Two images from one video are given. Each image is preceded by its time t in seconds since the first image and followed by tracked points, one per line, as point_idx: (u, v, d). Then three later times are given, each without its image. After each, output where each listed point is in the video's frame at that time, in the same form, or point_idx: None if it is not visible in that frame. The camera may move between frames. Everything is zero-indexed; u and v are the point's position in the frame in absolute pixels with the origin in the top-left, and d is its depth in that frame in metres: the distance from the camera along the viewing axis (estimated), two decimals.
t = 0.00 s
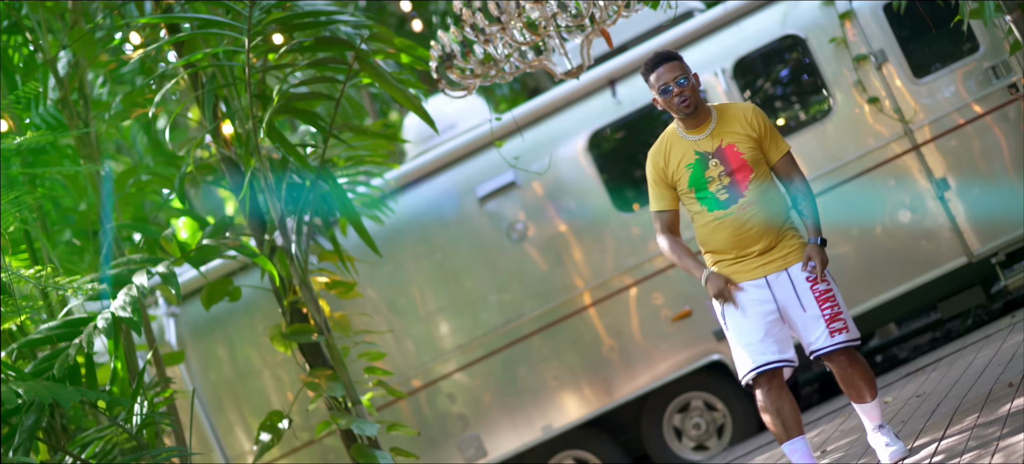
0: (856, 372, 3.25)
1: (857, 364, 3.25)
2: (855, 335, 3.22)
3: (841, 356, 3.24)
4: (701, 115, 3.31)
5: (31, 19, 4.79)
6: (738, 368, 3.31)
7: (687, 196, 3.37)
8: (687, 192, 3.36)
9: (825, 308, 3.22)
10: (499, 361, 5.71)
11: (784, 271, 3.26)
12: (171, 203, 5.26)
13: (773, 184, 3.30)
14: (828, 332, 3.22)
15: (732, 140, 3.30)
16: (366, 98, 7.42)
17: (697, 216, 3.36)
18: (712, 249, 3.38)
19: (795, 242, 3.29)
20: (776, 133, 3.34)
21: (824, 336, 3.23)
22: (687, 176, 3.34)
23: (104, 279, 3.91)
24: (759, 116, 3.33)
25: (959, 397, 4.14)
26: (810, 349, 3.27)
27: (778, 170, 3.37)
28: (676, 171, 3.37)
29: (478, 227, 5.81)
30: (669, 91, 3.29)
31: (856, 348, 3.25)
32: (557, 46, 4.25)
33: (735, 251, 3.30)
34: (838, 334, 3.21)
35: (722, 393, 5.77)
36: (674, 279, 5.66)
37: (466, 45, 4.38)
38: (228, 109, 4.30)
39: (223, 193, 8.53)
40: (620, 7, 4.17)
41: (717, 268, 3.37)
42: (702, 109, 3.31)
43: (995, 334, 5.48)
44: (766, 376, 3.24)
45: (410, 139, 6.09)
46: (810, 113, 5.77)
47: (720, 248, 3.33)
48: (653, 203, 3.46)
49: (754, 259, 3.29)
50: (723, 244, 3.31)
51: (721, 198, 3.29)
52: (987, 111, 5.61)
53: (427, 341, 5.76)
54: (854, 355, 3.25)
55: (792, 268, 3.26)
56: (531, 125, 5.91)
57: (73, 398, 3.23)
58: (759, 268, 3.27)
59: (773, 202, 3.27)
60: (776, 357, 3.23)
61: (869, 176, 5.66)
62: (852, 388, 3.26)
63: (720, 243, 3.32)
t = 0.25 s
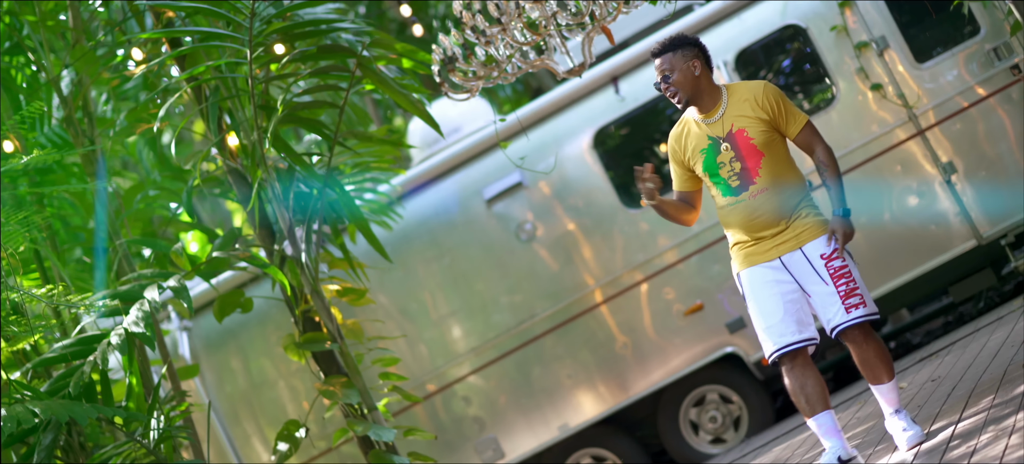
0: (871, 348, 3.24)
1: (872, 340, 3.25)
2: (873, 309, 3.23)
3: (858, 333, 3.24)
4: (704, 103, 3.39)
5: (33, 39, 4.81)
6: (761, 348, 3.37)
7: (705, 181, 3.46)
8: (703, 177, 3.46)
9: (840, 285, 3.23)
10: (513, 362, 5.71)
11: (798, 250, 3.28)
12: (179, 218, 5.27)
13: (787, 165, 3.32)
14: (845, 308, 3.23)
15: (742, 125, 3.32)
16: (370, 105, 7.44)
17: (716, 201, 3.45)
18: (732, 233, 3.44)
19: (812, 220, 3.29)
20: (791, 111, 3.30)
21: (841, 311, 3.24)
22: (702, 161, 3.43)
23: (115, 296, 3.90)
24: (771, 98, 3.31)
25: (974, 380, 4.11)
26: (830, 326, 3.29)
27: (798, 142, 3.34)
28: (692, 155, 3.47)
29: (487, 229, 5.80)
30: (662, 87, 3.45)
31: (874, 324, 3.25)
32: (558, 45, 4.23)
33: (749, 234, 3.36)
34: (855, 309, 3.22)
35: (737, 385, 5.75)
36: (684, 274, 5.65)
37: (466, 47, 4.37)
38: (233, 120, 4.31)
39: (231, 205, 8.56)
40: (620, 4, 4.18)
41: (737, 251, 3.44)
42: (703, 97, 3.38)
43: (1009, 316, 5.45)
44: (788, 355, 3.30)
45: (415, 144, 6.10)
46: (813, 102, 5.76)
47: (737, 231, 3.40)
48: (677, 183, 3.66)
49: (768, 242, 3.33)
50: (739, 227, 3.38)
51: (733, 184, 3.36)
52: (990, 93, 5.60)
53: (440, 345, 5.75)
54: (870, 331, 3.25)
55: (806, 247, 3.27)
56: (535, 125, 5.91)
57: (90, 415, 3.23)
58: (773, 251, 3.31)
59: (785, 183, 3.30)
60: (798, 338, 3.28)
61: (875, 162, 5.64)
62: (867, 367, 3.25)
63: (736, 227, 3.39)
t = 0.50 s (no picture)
0: (881, 329, 3.23)
1: (882, 322, 3.24)
2: (875, 294, 3.22)
3: (864, 317, 3.24)
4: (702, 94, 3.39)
5: (38, 57, 4.83)
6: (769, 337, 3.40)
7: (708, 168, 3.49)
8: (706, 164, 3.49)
9: (841, 272, 3.24)
10: (528, 362, 5.70)
11: (798, 238, 3.29)
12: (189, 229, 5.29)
13: (786, 149, 3.30)
14: (847, 294, 3.24)
15: (741, 113, 3.32)
16: (376, 110, 7.47)
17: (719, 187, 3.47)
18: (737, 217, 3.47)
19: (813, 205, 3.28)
20: (790, 94, 3.26)
21: (843, 298, 3.25)
22: (703, 149, 3.46)
23: (128, 309, 3.87)
24: (769, 84, 3.29)
25: (990, 363, 4.09)
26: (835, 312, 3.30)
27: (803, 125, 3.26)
28: (694, 143, 3.49)
29: (497, 229, 5.80)
30: (670, 72, 3.38)
31: (881, 306, 3.24)
32: (562, 43, 4.23)
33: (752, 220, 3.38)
34: (857, 295, 3.23)
35: (753, 377, 5.72)
36: (696, 267, 5.64)
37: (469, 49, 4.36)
38: (240, 130, 4.31)
39: (240, 215, 8.57)
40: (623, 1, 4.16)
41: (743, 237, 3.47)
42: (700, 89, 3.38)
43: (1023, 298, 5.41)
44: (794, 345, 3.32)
45: (423, 147, 6.10)
46: (819, 92, 5.75)
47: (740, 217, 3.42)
48: (686, 169, 3.66)
49: (771, 229, 3.34)
50: (742, 215, 3.40)
51: (732, 172, 3.37)
52: (996, 76, 5.58)
53: (454, 347, 5.74)
54: (879, 314, 3.24)
55: (806, 234, 3.27)
56: (542, 125, 5.91)
57: (108, 429, 3.23)
58: (774, 238, 3.33)
59: (784, 169, 3.28)
60: (806, 324, 3.30)
61: (883, 149, 5.62)
62: (879, 350, 3.25)
63: (739, 214, 3.41)
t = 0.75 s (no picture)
0: (895, 309, 3.27)
1: (897, 303, 3.29)
2: (885, 279, 3.24)
3: (877, 301, 3.28)
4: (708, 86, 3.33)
5: (47, 76, 4.84)
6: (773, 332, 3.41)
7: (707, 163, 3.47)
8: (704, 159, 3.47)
9: (849, 261, 3.25)
10: (547, 361, 5.69)
11: (803, 232, 3.29)
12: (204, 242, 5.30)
13: (786, 143, 3.30)
14: (857, 282, 3.26)
15: (742, 106, 3.32)
16: (386, 115, 7.50)
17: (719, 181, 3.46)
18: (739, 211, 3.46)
19: (814, 198, 3.29)
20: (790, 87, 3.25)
21: (854, 286, 3.27)
22: (702, 144, 3.45)
23: (148, 324, 3.87)
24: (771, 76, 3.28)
25: (1010, 343, 4.06)
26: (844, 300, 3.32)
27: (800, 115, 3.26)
28: (693, 137, 3.47)
29: (511, 230, 5.79)
30: (687, 57, 3.29)
31: (893, 288, 3.28)
32: (570, 40, 4.18)
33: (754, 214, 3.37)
34: (867, 282, 3.25)
35: (774, 368, 5.69)
36: (712, 260, 5.62)
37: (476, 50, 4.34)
38: (251, 141, 4.31)
39: (254, 226, 8.59)
40: None
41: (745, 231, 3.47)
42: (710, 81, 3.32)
43: None
44: (799, 339, 3.33)
45: (434, 151, 6.10)
46: (828, 79, 5.74)
47: (742, 212, 3.42)
48: (685, 164, 3.53)
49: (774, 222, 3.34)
50: (745, 209, 3.39)
51: (733, 165, 3.37)
52: (1004, 56, 5.58)
53: (473, 349, 5.73)
54: (893, 295, 3.28)
55: (811, 227, 3.28)
56: (552, 123, 5.89)
57: (132, 444, 3.23)
58: (778, 233, 3.33)
59: (785, 163, 3.29)
60: (810, 320, 3.30)
61: (894, 134, 5.62)
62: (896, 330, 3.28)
63: (741, 208, 3.41)
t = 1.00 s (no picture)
0: (897, 305, 3.27)
1: (896, 296, 3.29)
2: (875, 283, 3.26)
3: (875, 299, 3.29)
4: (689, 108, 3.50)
5: (57, 92, 4.85)
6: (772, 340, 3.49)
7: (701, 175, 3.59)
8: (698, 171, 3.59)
9: (837, 266, 3.29)
10: (565, 359, 5.67)
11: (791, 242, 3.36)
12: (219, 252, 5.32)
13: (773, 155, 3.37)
14: (848, 287, 3.30)
15: (727, 121, 3.42)
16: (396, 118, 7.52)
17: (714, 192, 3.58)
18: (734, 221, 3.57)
19: (802, 208, 3.34)
20: (774, 100, 3.32)
21: (845, 290, 3.31)
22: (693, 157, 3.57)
23: (165, 336, 3.88)
24: (756, 88, 3.35)
25: None
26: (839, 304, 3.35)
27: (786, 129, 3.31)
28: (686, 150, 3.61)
29: (525, 229, 5.78)
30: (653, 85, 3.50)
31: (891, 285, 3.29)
32: (577, 38, 4.15)
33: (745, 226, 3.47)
34: (857, 286, 3.27)
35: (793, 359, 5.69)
36: (726, 252, 5.61)
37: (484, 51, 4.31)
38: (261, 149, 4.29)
39: (268, 234, 8.60)
40: None
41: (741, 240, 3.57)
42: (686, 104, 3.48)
43: None
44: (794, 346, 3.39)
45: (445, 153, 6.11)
46: (836, 67, 5.74)
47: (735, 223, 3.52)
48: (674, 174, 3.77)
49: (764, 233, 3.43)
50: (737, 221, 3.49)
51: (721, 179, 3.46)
52: (1012, 38, 5.60)
53: (491, 349, 5.71)
54: (891, 289, 3.28)
55: (798, 237, 3.34)
56: (562, 121, 5.89)
57: (154, 457, 3.23)
58: (768, 244, 3.41)
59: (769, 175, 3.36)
60: (803, 328, 3.37)
61: (905, 119, 5.63)
62: (900, 324, 3.28)
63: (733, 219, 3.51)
